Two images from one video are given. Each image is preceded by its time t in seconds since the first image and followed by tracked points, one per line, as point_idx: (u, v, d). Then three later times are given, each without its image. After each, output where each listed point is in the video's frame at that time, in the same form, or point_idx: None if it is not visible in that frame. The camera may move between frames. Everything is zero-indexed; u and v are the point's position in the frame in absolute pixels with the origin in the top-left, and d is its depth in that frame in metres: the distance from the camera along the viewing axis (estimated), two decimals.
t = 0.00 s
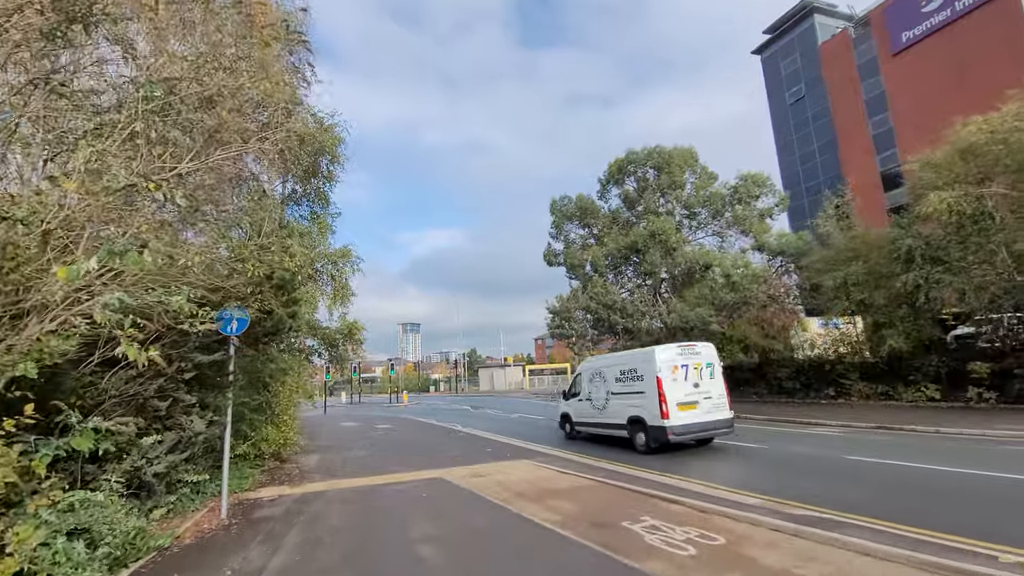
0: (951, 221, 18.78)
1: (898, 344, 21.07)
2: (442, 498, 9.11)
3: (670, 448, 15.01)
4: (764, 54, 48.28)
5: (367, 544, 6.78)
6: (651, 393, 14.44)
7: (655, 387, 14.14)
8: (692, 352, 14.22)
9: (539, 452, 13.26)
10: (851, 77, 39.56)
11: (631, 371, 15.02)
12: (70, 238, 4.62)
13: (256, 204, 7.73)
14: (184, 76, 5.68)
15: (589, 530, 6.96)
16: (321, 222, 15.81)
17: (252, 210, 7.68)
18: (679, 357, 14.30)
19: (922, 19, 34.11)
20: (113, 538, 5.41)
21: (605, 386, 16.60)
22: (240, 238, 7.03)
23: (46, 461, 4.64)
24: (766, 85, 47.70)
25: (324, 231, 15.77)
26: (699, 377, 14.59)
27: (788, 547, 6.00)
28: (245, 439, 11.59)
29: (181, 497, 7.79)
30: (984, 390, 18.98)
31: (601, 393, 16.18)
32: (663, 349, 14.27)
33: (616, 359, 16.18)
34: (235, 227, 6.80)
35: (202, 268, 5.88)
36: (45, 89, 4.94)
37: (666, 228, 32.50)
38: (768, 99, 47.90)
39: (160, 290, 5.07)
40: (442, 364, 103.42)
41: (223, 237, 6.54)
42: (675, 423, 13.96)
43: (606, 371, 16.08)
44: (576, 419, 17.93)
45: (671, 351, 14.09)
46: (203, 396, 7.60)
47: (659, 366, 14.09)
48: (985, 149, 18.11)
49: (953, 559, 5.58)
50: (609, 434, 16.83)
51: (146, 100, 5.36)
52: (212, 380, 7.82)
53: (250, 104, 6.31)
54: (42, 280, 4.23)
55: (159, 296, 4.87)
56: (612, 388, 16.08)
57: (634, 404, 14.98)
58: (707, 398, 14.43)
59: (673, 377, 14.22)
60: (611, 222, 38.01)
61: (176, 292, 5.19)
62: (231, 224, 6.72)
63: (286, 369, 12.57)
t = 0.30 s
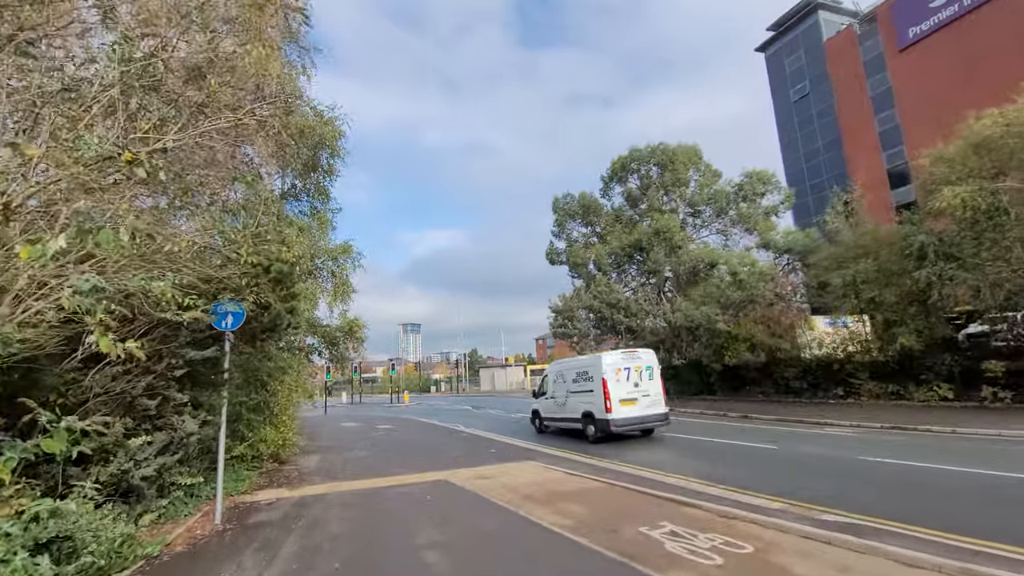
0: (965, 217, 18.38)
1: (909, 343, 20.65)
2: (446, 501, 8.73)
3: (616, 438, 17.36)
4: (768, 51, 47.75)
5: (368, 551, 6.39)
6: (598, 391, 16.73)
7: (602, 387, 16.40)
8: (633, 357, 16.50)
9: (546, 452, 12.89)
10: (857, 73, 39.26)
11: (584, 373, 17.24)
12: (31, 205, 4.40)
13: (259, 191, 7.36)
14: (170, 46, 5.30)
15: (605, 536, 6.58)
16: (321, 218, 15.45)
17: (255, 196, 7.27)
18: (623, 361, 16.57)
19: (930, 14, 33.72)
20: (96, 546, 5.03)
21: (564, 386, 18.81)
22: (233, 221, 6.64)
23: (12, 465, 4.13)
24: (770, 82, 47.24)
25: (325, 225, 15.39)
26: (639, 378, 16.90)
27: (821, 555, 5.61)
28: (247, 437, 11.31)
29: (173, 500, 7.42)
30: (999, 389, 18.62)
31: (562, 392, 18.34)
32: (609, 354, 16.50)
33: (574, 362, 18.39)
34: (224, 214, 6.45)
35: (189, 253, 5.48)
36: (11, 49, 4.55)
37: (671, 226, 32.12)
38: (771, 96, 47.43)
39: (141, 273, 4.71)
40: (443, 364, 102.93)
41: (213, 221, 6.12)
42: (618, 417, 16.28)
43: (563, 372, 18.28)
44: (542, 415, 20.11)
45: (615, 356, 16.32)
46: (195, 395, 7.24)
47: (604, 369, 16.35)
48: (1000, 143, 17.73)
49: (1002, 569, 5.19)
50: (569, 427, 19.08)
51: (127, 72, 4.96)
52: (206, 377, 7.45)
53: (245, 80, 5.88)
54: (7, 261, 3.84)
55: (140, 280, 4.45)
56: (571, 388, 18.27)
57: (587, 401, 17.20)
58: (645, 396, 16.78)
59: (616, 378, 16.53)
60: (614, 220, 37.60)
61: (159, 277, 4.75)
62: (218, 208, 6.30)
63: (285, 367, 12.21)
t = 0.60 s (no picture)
0: (980, 211, 17.99)
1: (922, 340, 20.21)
2: (452, 508, 8.34)
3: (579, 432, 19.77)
4: (771, 46, 47.19)
5: (370, 563, 6.01)
6: (562, 391, 19.08)
7: (565, 387, 18.76)
8: (593, 363, 18.81)
9: (554, 454, 12.54)
10: (862, 68, 38.70)
11: (550, 376, 19.62)
12: (1, 184, 4.08)
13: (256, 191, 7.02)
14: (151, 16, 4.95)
15: (624, 546, 6.20)
16: (320, 215, 15.04)
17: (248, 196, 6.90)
18: (583, 365, 18.92)
19: (936, 7, 33.05)
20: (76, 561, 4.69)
21: (537, 387, 21.16)
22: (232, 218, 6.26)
23: None
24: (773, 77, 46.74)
25: (323, 222, 14.92)
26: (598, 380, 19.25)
27: (858, 568, 5.22)
28: (244, 440, 11.04)
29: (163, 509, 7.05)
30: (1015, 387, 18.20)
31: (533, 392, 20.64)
32: (572, 359, 18.83)
33: (545, 366, 20.70)
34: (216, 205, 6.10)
35: (176, 244, 5.09)
36: None
37: (675, 223, 31.75)
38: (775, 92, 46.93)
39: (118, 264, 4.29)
40: (444, 363, 102.53)
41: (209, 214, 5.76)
42: (579, 413, 18.65)
43: (535, 375, 20.65)
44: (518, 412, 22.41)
45: (577, 361, 18.61)
46: (187, 397, 6.87)
47: (567, 372, 18.70)
48: (1015, 135, 17.56)
49: None
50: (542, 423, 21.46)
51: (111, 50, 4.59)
52: (199, 379, 7.08)
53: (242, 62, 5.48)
54: None
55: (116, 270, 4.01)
56: (541, 388, 20.60)
57: (553, 400, 19.51)
58: (603, 395, 19.15)
59: (578, 379, 18.92)
60: (617, 218, 37.32)
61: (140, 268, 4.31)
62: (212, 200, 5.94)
63: (285, 367, 11.87)
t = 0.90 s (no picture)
0: (997, 200, 17.49)
1: (938, 333, 19.65)
2: (459, 516, 7.90)
3: (556, 429, 21.55)
4: (773, 40, 46.69)
5: None
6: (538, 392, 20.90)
7: (539, 389, 20.67)
8: (565, 367, 20.61)
9: (565, 457, 12.11)
10: (867, 60, 38.29)
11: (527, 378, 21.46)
12: None
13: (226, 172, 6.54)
14: None
15: (646, 558, 5.75)
16: (318, 213, 14.64)
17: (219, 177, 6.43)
18: (556, 369, 20.68)
19: None
20: None
21: (517, 388, 23.02)
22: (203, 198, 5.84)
23: None
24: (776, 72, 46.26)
25: (320, 222, 14.49)
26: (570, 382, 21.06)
27: None
28: (245, 444, 10.71)
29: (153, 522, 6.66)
30: None
31: (513, 393, 22.61)
32: (546, 363, 20.61)
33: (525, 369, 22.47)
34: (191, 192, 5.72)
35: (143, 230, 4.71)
36: None
37: (681, 220, 31.37)
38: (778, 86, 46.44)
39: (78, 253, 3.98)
40: (449, 366, 102.10)
41: (190, 205, 5.37)
42: (552, 412, 20.54)
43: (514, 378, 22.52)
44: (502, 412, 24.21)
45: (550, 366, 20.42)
46: (178, 403, 6.43)
47: (541, 375, 20.53)
48: None
49: None
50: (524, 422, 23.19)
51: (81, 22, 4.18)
52: (190, 384, 6.65)
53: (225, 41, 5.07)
54: None
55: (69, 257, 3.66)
56: (520, 390, 22.56)
57: (530, 400, 21.43)
58: (575, 395, 20.96)
59: (551, 381, 20.75)
60: (621, 215, 36.96)
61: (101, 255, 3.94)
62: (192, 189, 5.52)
63: (284, 371, 11.46)
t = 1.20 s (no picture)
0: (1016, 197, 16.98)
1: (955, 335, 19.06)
2: (467, 527, 7.47)
3: (534, 430, 23.30)
4: (779, 40, 46.26)
5: None
6: (517, 396, 22.57)
7: (519, 393, 22.37)
8: (541, 374, 22.33)
9: (573, 463, 11.73)
10: (875, 59, 37.84)
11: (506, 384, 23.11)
12: None
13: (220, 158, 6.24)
14: None
15: None
16: (319, 211, 14.27)
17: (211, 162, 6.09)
18: (534, 374, 22.34)
19: None
20: None
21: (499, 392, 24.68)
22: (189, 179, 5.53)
23: None
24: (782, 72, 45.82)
25: (319, 219, 14.03)
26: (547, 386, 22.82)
27: None
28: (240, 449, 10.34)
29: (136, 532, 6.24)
30: None
31: (495, 397, 24.32)
32: (525, 369, 22.30)
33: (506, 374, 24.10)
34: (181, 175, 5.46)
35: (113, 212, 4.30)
36: None
37: (687, 220, 30.94)
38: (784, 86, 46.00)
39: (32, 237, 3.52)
40: (451, 369, 101.53)
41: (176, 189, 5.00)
42: (530, 414, 22.28)
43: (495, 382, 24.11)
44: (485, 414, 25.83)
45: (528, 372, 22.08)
46: (166, 408, 6.01)
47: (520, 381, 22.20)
48: None
49: None
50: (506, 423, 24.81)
51: None
52: (180, 387, 6.25)
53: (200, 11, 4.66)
54: None
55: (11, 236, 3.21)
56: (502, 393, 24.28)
57: (510, 403, 23.14)
58: (552, 398, 22.70)
59: (529, 386, 22.48)
60: (626, 216, 36.56)
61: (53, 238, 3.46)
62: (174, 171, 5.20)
63: (283, 374, 11.09)
